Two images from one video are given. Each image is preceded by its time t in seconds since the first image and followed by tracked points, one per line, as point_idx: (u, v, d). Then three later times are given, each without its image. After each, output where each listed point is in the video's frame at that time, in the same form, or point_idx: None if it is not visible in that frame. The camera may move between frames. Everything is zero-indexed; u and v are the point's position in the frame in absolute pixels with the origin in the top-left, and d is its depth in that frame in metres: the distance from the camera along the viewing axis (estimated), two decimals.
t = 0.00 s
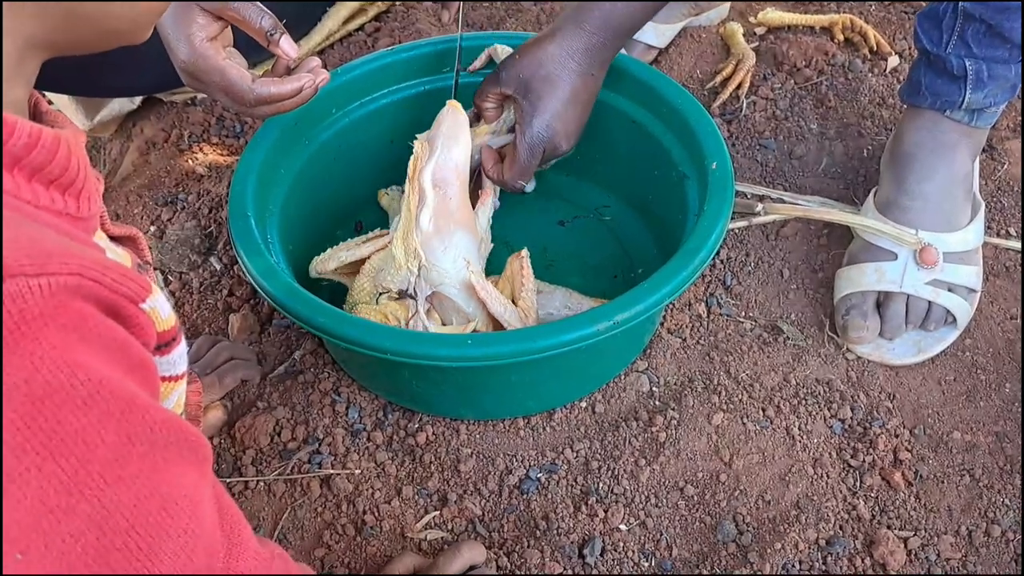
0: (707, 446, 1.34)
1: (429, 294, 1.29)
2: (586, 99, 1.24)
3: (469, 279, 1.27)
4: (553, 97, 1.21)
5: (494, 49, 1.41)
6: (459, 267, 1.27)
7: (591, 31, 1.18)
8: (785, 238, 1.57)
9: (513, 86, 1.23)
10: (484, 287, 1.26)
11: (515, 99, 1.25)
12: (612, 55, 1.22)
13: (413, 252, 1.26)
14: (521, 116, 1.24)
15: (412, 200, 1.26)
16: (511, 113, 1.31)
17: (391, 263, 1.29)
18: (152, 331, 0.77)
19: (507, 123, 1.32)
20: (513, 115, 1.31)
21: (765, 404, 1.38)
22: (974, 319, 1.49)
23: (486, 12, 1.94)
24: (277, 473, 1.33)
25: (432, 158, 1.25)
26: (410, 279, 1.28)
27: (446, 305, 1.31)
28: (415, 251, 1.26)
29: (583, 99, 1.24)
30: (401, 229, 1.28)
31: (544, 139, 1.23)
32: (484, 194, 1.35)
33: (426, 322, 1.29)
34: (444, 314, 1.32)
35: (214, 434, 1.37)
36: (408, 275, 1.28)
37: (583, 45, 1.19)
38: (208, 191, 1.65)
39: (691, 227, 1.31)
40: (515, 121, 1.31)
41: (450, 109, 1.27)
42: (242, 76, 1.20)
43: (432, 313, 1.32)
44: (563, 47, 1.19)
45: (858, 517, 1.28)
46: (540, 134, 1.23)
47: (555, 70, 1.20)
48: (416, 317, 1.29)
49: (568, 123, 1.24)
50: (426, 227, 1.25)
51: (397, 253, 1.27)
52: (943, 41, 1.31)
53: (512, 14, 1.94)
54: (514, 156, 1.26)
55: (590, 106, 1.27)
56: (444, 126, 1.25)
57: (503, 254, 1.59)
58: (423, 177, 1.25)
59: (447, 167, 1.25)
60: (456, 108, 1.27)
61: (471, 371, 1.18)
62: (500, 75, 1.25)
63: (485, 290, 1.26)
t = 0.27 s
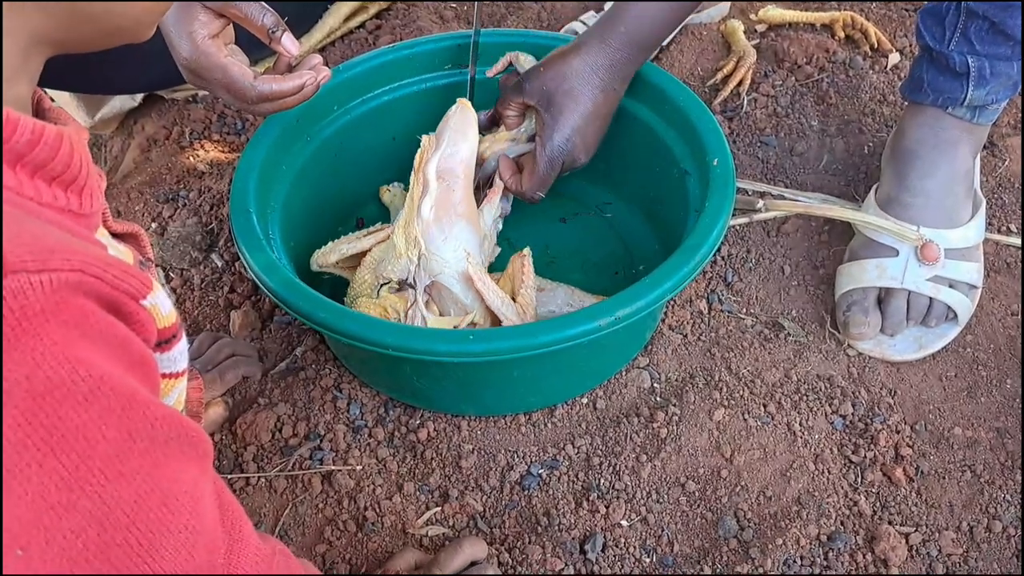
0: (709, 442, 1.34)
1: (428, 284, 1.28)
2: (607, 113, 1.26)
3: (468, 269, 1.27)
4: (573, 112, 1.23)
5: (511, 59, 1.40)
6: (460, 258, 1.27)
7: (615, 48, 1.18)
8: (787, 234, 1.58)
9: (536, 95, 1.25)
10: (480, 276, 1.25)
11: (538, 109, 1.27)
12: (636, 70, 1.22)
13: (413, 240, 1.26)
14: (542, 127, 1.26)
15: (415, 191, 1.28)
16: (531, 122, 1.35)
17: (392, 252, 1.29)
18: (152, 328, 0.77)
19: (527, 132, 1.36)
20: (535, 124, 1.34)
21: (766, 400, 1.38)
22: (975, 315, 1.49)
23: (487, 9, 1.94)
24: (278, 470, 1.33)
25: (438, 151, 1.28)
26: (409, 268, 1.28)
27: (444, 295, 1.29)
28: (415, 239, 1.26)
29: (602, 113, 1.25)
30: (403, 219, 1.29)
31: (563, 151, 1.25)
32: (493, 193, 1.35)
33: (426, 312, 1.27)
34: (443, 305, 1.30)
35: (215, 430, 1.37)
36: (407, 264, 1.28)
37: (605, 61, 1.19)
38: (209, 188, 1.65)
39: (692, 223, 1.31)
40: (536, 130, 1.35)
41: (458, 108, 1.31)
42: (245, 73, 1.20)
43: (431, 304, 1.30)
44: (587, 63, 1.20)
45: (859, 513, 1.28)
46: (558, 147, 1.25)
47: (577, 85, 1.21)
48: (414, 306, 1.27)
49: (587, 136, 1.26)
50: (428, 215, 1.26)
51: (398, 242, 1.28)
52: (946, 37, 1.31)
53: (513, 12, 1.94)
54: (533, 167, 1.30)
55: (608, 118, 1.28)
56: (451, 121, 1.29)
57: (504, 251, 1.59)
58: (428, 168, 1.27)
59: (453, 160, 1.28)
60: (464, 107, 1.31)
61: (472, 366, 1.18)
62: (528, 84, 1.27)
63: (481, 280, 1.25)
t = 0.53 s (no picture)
0: (708, 440, 1.33)
1: (426, 284, 1.28)
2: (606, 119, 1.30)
3: (466, 270, 1.26)
4: (575, 116, 1.27)
5: (517, 57, 1.42)
6: (458, 258, 1.27)
7: (620, 55, 1.23)
8: (787, 232, 1.57)
9: (539, 98, 1.28)
10: (479, 277, 1.25)
11: (539, 112, 1.30)
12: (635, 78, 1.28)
13: (411, 240, 1.26)
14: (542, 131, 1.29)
15: (412, 192, 1.28)
16: (530, 119, 1.36)
17: (390, 253, 1.29)
18: (147, 328, 0.77)
19: (526, 129, 1.38)
20: (534, 123, 1.36)
21: (766, 398, 1.38)
22: (976, 313, 1.49)
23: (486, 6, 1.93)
24: (277, 468, 1.32)
25: (433, 150, 1.28)
26: (408, 269, 1.28)
27: (444, 296, 1.28)
28: (412, 239, 1.26)
29: (601, 119, 1.30)
30: (401, 219, 1.29)
31: (563, 155, 1.29)
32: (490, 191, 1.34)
33: (425, 313, 1.27)
34: (443, 305, 1.30)
35: (213, 428, 1.37)
36: (406, 265, 1.27)
37: (611, 67, 1.24)
38: (208, 185, 1.65)
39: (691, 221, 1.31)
40: (536, 128, 1.36)
41: (454, 106, 1.30)
42: (243, 71, 1.19)
43: (431, 305, 1.30)
44: (592, 68, 1.24)
45: (859, 511, 1.27)
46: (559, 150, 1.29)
47: (581, 90, 1.25)
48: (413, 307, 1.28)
49: (585, 141, 1.30)
50: (424, 215, 1.25)
51: (396, 242, 1.28)
52: (945, 34, 1.31)
53: (513, 9, 1.93)
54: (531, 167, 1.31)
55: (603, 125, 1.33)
56: (447, 121, 1.29)
57: (504, 248, 1.58)
58: (424, 168, 1.27)
59: (450, 159, 1.28)
60: (461, 104, 1.30)
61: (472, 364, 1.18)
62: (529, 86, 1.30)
63: (481, 281, 1.25)
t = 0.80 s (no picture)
0: (709, 439, 1.33)
1: (426, 280, 1.28)
2: (611, 126, 1.33)
3: (467, 266, 1.26)
4: (579, 125, 1.31)
5: (529, 55, 1.43)
6: (459, 255, 1.27)
7: (625, 66, 1.25)
8: (788, 231, 1.57)
9: (546, 105, 1.32)
10: (479, 274, 1.25)
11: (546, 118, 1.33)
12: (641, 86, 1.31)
13: (412, 236, 1.26)
14: (548, 139, 1.33)
15: (415, 187, 1.29)
16: (536, 122, 1.41)
17: (391, 248, 1.29)
18: (153, 326, 0.77)
19: (531, 131, 1.42)
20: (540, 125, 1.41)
21: (766, 397, 1.38)
22: (977, 312, 1.49)
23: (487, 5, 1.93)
24: (277, 466, 1.32)
25: (438, 147, 1.29)
26: (408, 264, 1.28)
27: (443, 292, 1.28)
28: (414, 235, 1.26)
29: (605, 127, 1.33)
30: (403, 215, 1.29)
31: (567, 164, 1.33)
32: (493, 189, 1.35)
33: (424, 308, 1.27)
34: (442, 302, 1.30)
35: (214, 427, 1.37)
36: (406, 260, 1.27)
37: (617, 78, 1.27)
38: (208, 184, 1.65)
39: (692, 219, 1.31)
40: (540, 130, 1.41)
41: (461, 104, 1.31)
42: (244, 70, 1.19)
43: (430, 300, 1.30)
44: (599, 78, 1.27)
45: (860, 510, 1.27)
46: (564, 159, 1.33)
47: (588, 100, 1.28)
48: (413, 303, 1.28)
49: (590, 148, 1.34)
50: (426, 211, 1.26)
51: (397, 237, 1.28)
52: (947, 33, 1.31)
53: (513, 8, 1.93)
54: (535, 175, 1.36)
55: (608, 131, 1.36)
56: (453, 119, 1.30)
57: (504, 247, 1.58)
58: (428, 165, 1.28)
59: (453, 156, 1.29)
60: (467, 103, 1.31)
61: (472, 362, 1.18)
62: (536, 91, 1.33)
63: (481, 278, 1.25)
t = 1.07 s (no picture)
0: (711, 438, 1.33)
1: (426, 277, 1.27)
2: (612, 133, 1.35)
3: (467, 263, 1.26)
4: (581, 130, 1.32)
5: (539, 56, 1.46)
6: (459, 251, 1.27)
7: (629, 73, 1.27)
8: (789, 230, 1.57)
9: (549, 109, 1.34)
10: (479, 271, 1.25)
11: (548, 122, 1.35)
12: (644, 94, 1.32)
13: (412, 232, 1.26)
14: (549, 142, 1.34)
15: (415, 185, 1.29)
16: (540, 126, 1.43)
17: (391, 245, 1.29)
18: (168, 316, 0.77)
19: (535, 135, 1.45)
20: (543, 129, 1.43)
21: (768, 396, 1.38)
22: (978, 311, 1.49)
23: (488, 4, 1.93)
24: (279, 466, 1.32)
25: (438, 145, 1.29)
26: (409, 261, 1.27)
27: (444, 288, 1.28)
28: (414, 231, 1.26)
29: (606, 134, 1.35)
30: (403, 212, 1.30)
31: (567, 168, 1.35)
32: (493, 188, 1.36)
33: (425, 305, 1.26)
34: (443, 298, 1.29)
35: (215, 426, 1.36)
36: (406, 256, 1.27)
37: (619, 85, 1.29)
38: (209, 183, 1.64)
39: (694, 219, 1.31)
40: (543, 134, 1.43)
41: (461, 103, 1.32)
42: (247, 69, 1.19)
43: (430, 297, 1.29)
44: (602, 84, 1.29)
45: (862, 509, 1.27)
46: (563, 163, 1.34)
47: (590, 105, 1.30)
48: (412, 298, 1.26)
49: (590, 154, 1.35)
50: (426, 207, 1.26)
51: (398, 234, 1.28)
52: (948, 32, 1.31)
53: (514, 7, 1.93)
54: (536, 178, 1.37)
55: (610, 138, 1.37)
56: (453, 117, 1.30)
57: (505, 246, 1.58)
58: (428, 162, 1.28)
59: (455, 153, 1.28)
60: (467, 101, 1.31)
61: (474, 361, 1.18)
62: (540, 95, 1.35)
63: (481, 275, 1.25)
